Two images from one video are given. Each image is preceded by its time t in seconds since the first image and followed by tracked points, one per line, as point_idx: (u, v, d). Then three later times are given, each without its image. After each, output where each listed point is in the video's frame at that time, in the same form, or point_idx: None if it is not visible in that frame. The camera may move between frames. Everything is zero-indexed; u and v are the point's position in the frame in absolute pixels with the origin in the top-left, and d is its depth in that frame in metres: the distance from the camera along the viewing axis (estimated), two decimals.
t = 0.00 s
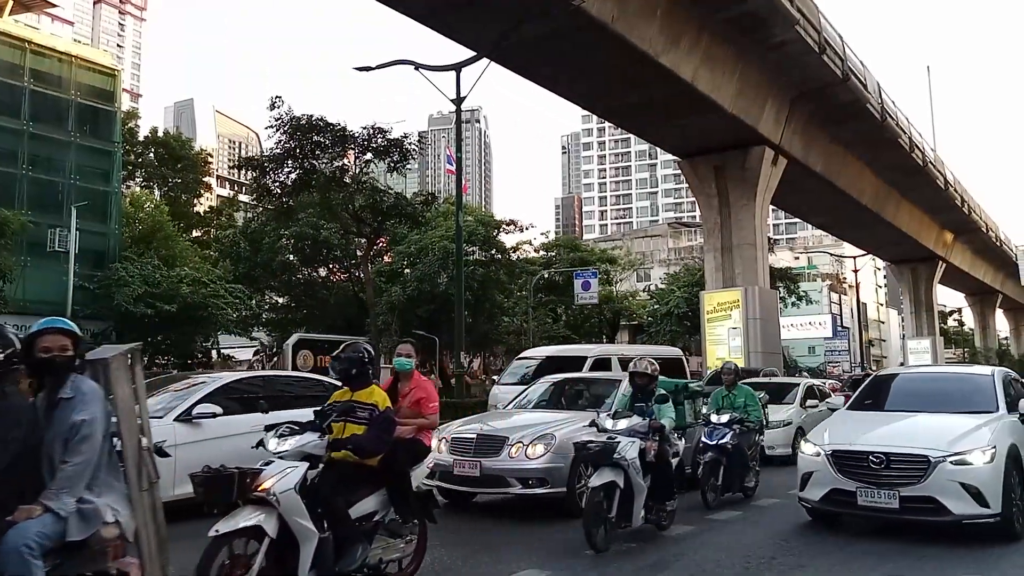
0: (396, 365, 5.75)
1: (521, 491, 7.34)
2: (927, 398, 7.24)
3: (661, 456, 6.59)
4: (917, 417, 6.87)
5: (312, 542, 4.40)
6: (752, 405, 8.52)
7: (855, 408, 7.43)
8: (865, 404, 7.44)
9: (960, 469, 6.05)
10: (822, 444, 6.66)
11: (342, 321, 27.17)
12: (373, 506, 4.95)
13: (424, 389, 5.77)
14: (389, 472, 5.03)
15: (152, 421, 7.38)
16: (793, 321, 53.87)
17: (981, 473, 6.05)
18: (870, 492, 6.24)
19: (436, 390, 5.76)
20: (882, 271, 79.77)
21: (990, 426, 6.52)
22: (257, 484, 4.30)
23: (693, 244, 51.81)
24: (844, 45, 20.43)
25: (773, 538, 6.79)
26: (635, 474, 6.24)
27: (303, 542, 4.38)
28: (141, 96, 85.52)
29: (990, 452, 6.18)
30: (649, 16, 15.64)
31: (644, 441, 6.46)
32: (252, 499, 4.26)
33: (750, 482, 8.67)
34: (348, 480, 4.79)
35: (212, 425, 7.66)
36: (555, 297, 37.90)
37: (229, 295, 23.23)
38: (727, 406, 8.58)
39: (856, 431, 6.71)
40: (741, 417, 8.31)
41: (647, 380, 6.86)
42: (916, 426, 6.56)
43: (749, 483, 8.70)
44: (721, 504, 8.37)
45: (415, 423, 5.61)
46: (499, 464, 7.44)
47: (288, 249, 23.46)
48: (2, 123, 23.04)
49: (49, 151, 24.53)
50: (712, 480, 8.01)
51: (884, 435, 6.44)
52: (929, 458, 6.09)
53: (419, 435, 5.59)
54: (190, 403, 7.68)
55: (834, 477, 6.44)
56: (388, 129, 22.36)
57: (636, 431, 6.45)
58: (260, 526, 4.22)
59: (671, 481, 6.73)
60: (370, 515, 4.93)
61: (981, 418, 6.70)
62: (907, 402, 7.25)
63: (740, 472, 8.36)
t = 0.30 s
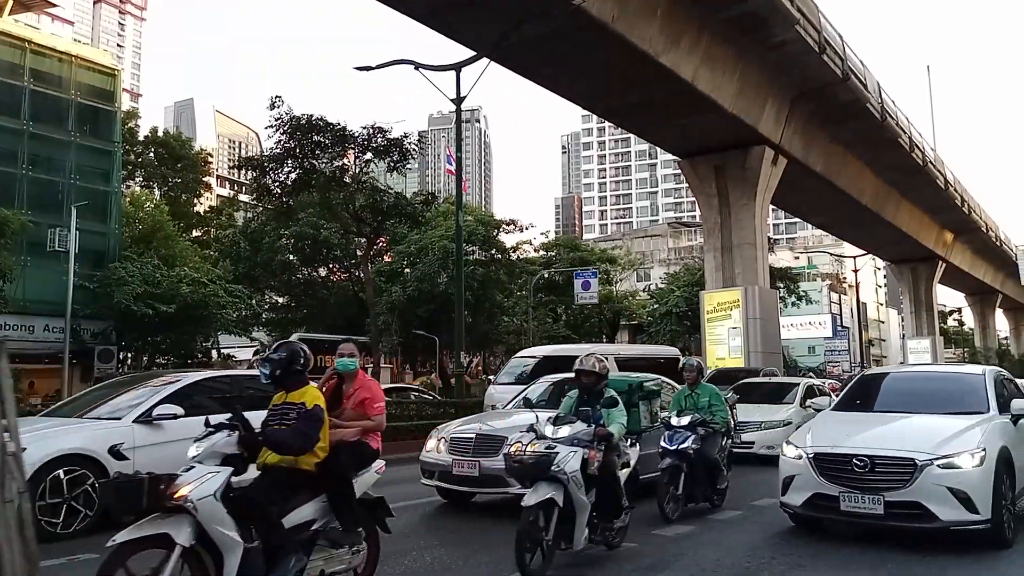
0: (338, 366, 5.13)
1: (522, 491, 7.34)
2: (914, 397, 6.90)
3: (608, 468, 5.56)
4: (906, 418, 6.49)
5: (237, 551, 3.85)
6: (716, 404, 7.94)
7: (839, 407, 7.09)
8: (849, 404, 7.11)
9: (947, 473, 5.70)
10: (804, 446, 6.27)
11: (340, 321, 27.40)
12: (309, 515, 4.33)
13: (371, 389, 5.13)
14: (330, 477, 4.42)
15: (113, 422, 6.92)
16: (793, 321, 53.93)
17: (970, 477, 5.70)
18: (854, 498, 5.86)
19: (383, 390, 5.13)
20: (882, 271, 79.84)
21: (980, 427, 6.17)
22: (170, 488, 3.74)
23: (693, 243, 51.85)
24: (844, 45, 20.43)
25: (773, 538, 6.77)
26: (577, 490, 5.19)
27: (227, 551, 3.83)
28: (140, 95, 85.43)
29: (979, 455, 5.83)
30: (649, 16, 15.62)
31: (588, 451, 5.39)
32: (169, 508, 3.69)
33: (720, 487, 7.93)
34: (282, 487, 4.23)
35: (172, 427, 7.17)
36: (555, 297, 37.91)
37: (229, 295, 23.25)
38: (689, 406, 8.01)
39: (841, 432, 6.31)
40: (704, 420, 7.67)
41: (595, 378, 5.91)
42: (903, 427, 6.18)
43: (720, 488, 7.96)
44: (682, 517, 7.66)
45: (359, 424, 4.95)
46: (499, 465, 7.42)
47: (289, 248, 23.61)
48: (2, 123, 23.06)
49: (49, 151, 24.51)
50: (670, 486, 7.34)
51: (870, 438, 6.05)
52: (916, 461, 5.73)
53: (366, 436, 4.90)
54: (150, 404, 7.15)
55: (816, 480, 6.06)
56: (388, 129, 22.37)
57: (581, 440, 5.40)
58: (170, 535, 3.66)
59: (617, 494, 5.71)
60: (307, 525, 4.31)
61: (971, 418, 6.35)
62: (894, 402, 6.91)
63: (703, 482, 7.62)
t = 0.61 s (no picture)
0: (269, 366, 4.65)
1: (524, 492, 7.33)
2: (902, 397, 6.63)
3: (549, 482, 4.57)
4: (892, 420, 6.17)
5: (117, 561, 3.71)
6: (674, 403, 7.17)
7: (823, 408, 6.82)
8: (834, 405, 6.84)
9: (934, 477, 5.37)
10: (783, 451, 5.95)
11: (341, 320, 27.49)
12: (215, 526, 4.05)
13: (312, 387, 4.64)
14: (240, 486, 4.13)
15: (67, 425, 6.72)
16: (793, 322, 53.92)
17: (958, 482, 5.38)
18: (835, 504, 5.55)
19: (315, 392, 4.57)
20: (882, 271, 79.97)
21: (969, 430, 5.85)
22: (48, 495, 3.64)
23: (693, 243, 51.86)
24: (843, 45, 20.44)
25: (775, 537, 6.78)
26: (511, 510, 4.18)
27: (105, 561, 3.68)
28: (139, 95, 85.40)
29: (968, 459, 5.51)
30: (649, 16, 15.61)
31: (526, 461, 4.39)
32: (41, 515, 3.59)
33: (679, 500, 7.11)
34: (185, 493, 4.00)
35: (143, 422, 6.84)
36: (555, 297, 37.95)
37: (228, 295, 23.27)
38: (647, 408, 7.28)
39: (823, 436, 5.97)
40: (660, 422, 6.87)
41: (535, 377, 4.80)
42: (888, 430, 5.86)
43: (678, 500, 7.13)
44: (633, 533, 6.85)
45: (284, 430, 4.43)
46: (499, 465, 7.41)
47: (288, 249, 23.84)
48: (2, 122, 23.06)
49: (50, 151, 24.49)
50: (615, 499, 6.49)
51: (853, 441, 5.73)
52: (901, 464, 5.41)
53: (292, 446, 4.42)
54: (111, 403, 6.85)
55: (796, 486, 5.74)
56: (388, 129, 22.36)
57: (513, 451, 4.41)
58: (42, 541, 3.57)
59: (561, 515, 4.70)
60: (209, 536, 4.03)
61: (959, 420, 6.06)
62: (881, 402, 6.64)
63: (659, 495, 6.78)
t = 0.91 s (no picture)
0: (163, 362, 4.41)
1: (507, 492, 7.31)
2: (884, 398, 6.55)
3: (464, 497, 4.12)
4: (872, 421, 6.03)
5: None
6: (619, 402, 6.49)
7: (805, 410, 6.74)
8: (814, 407, 6.76)
9: (914, 482, 5.23)
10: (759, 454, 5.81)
11: (338, 320, 27.42)
12: (82, 537, 3.75)
13: (208, 392, 4.39)
14: (110, 495, 3.82)
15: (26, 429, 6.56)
16: (788, 322, 53.99)
17: (940, 487, 5.23)
18: (810, 510, 5.40)
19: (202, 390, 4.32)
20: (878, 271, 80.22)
21: (953, 432, 5.72)
22: None
23: (690, 243, 51.89)
24: (840, 45, 20.48)
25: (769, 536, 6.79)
26: (413, 532, 3.89)
27: None
28: (135, 95, 85.21)
29: (951, 463, 5.36)
30: (646, 15, 15.62)
31: (434, 475, 4.06)
32: None
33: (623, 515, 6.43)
34: (55, 497, 3.74)
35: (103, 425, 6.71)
36: (552, 297, 37.99)
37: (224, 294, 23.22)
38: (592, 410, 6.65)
39: (799, 439, 5.82)
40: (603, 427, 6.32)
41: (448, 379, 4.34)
42: (866, 433, 5.71)
43: (622, 516, 6.49)
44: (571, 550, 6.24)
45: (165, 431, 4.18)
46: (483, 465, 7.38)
47: (284, 248, 23.37)
48: None
49: (45, 150, 24.42)
50: (545, 513, 5.84)
51: (830, 445, 5.58)
52: (879, 469, 5.26)
53: (174, 447, 4.17)
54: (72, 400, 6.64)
55: (772, 490, 5.58)
56: (386, 128, 22.34)
57: (418, 462, 4.04)
58: None
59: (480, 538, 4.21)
60: (76, 547, 3.72)
61: (943, 421, 5.96)
62: (862, 404, 6.56)
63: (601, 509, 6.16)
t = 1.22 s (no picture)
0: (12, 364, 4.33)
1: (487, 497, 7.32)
2: (851, 400, 6.57)
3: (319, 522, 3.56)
4: (834, 424, 5.95)
5: None
6: (541, 407, 5.83)
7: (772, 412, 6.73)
8: (781, 409, 6.75)
9: (876, 488, 5.11)
10: (716, 459, 5.68)
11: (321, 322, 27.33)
12: None
13: (56, 397, 4.32)
14: None
15: None
16: (770, 323, 54.35)
17: (902, 493, 5.13)
18: (769, 518, 5.26)
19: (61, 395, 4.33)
20: (859, 273, 81.06)
21: (918, 436, 5.66)
22: None
23: (672, 245, 52.15)
24: (821, 50, 20.66)
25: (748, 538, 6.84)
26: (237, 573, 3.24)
27: None
28: (116, 95, 84.51)
29: (916, 468, 5.28)
30: (628, 19, 15.68)
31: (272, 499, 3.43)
32: None
33: (544, 535, 5.66)
34: None
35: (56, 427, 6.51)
36: (535, 299, 38.08)
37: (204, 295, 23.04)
38: (513, 415, 5.98)
39: (756, 443, 5.70)
40: (519, 434, 5.63)
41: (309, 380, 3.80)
42: (828, 436, 5.61)
43: (540, 536, 5.66)
44: None
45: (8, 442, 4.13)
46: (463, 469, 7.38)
47: (266, 249, 23.09)
48: None
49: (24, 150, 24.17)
50: (447, 533, 5.01)
51: (790, 449, 5.46)
52: (840, 474, 5.15)
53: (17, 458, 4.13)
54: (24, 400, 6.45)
55: (731, 499, 5.44)
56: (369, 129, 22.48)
57: (253, 481, 3.45)
58: None
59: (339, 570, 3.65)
60: None
61: (910, 424, 5.95)
62: (830, 406, 6.56)
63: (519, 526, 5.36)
